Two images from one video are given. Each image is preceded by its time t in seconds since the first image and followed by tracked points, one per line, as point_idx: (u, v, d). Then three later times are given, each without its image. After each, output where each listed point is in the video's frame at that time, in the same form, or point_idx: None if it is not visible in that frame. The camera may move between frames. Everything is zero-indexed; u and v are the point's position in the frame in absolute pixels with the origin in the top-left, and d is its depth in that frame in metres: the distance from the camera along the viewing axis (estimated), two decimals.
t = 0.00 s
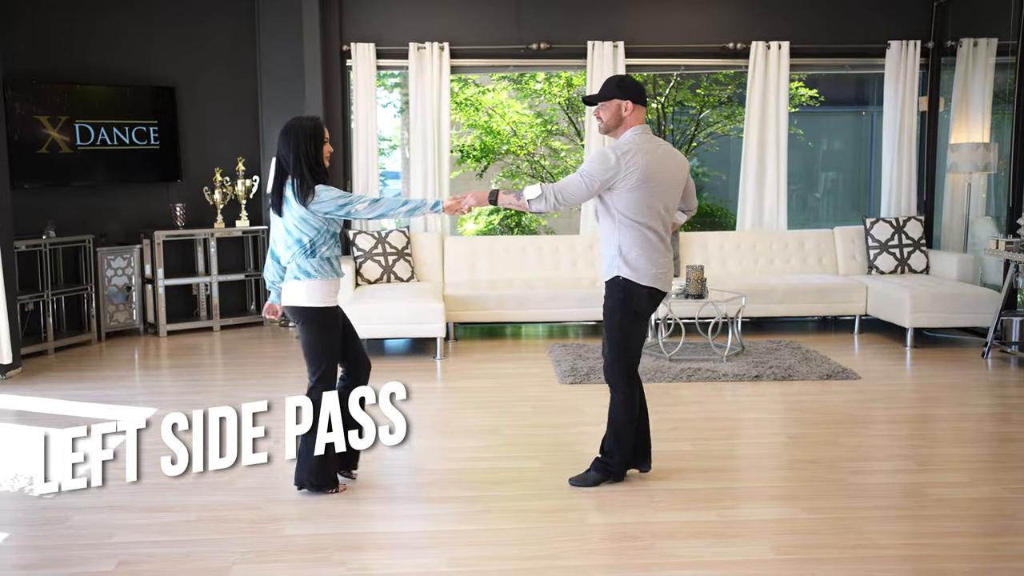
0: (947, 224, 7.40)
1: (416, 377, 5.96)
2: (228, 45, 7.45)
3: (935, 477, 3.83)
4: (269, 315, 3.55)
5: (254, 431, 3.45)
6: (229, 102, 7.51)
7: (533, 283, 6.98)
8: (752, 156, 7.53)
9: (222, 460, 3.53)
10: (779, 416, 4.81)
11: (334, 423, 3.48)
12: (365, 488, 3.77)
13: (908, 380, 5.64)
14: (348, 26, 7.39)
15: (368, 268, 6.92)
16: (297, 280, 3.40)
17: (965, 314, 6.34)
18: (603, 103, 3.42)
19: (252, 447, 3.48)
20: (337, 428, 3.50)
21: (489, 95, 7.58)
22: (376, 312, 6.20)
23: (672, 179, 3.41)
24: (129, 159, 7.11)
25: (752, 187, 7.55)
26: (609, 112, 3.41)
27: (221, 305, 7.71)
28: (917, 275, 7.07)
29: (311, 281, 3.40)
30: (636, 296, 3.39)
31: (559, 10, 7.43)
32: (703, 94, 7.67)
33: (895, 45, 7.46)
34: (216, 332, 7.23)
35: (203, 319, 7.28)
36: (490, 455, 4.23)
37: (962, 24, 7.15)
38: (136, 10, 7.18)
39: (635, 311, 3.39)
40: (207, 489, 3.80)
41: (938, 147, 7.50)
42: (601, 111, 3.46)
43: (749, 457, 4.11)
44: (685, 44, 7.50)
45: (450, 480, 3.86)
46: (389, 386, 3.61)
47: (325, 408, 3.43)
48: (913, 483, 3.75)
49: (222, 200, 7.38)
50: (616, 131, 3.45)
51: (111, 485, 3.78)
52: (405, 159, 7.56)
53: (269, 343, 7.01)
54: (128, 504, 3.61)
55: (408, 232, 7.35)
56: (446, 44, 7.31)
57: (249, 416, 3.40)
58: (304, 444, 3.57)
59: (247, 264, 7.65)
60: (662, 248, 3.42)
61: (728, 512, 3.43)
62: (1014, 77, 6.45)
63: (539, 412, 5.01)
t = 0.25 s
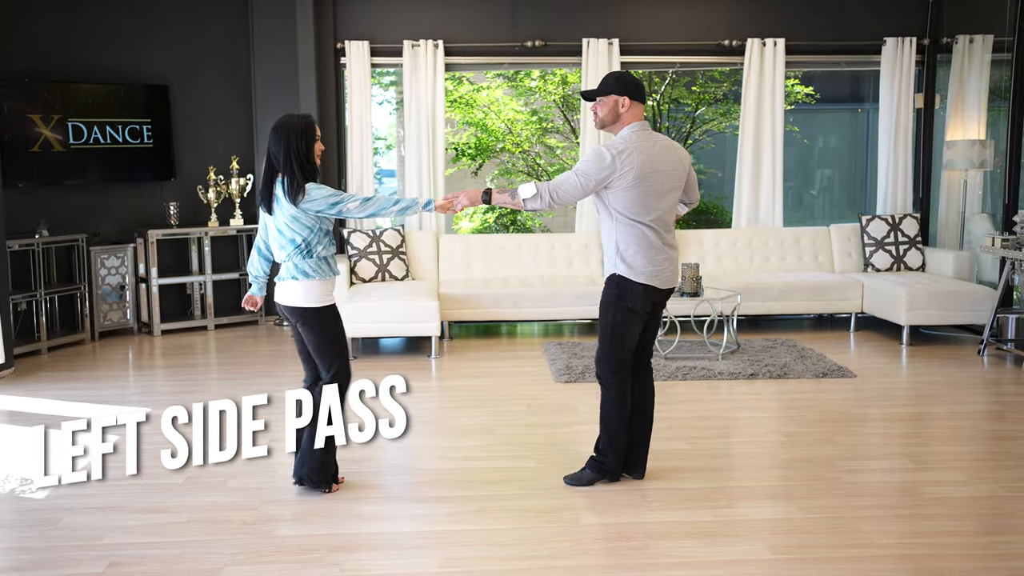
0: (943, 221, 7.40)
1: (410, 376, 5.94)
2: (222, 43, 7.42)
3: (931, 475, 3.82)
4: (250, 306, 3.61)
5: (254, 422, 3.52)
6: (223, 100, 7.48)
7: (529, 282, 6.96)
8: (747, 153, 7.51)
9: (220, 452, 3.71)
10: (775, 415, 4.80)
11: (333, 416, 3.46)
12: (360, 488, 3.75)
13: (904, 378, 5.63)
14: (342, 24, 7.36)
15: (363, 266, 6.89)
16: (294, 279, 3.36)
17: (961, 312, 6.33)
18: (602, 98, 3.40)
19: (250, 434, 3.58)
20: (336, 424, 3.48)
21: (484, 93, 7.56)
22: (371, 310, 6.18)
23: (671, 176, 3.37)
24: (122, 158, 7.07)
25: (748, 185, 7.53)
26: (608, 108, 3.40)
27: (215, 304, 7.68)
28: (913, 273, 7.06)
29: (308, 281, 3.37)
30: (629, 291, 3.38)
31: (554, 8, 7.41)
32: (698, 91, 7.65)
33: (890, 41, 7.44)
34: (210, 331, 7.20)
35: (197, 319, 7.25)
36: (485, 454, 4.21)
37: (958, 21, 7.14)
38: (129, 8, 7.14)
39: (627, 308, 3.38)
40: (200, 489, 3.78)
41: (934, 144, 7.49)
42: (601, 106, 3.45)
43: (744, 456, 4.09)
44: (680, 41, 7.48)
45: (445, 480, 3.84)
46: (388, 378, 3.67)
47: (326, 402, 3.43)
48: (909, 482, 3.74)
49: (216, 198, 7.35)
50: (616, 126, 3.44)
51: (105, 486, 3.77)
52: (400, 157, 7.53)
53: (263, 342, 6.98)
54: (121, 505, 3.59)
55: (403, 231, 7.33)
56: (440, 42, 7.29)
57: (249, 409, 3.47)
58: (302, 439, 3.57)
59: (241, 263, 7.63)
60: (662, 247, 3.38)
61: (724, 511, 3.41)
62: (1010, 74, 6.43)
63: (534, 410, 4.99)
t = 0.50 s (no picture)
0: (938, 220, 7.36)
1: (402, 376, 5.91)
2: (213, 41, 7.37)
3: (923, 476, 3.79)
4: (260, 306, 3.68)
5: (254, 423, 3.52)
6: (214, 99, 7.43)
7: (521, 281, 6.92)
8: (741, 152, 7.48)
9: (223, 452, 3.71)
10: (767, 415, 4.77)
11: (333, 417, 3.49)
12: (347, 490, 3.72)
13: (898, 377, 5.60)
14: (334, 23, 7.31)
15: (355, 266, 6.84)
16: (296, 288, 3.33)
17: (955, 310, 6.30)
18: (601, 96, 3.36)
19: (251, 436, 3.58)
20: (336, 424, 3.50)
21: (477, 91, 7.52)
22: (362, 310, 6.14)
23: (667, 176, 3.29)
24: (112, 157, 7.03)
25: (742, 183, 7.50)
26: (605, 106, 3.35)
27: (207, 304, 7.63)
28: (908, 271, 7.03)
29: (310, 290, 3.33)
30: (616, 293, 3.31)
31: (547, 6, 7.37)
32: (692, 89, 7.61)
33: (884, 39, 7.41)
34: (201, 332, 7.16)
35: (188, 319, 7.20)
36: (475, 455, 4.18)
37: (952, 18, 7.10)
38: (120, 7, 7.10)
39: (613, 310, 3.31)
40: (186, 493, 3.74)
41: (929, 142, 7.46)
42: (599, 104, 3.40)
43: (735, 457, 4.06)
44: (673, 39, 7.44)
45: (434, 482, 3.80)
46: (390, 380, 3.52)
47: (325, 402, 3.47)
48: (901, 483, 3.71)
49: (207, 198, 7.31)
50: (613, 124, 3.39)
51: (90, 489, 3.73)
52: (392, 156, 7.49)
53: (255, 342, 6.94)
54: (105, 509, 3.56)
55: (395, 230, 7.29)
56: (432, 40, 7.25)
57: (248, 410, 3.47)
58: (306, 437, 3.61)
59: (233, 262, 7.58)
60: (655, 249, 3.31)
61: (713, 513, 3.38)
62: (1005, 71, 6.40)
63: (525, 411, 4.96)
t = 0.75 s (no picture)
0: (931, 219, 7.34)
1: (391, 377, 5.87)
2: (202, 40, 7.33)
3: (914, 478, 3.76)
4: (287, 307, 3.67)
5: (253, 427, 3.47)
6: (203, 98, 7.38)
7: (513, 281, 6.89)
8: (734, 151, 7.45)
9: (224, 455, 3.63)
10: (757, 416, 4.74)
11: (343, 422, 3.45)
12: (332, 493, 3.68)
13: (890, 377, 5.57)
14: (324, 22, 7.28)
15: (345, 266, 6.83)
16: (319, 287, 3.30)
17: (948, 310, 6.27)
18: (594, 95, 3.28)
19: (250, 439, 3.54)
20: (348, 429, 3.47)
21: (468, 90, 7.48)
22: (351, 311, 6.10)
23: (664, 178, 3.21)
24: (101, 157, 6.98)
25: (734, 182, 7.47)
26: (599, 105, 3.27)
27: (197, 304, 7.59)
28: (900, 270, 7.00)
29: (333, 290, 3.30)
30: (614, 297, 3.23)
31: (538, 5, 7.34)
32: (683, 88, 7.58)
33: (877, 37, 7.39)
34: (191, 332, 7.12)
35: (178, 319, 7.17)
36: (462, 458, 4.14)
37: (944, 17, 7.08)
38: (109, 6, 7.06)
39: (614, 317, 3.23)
40: (170, 496, 3.70)
41: (921, 141, 7.43)
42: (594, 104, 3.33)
43: (725, 459, 4.03)
44: (665, 38, 7.41)
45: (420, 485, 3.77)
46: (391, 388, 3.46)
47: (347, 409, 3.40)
48: (891, 485, 3.68)
49: (196, 197, 7.27)
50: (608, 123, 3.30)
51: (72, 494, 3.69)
52: (383, 156, 7.46)
53: (244, 343, 6.90)
54: (87, 513, 3.51)
55: (386, 230, 7.25)
56: (423, 39, 7.21)
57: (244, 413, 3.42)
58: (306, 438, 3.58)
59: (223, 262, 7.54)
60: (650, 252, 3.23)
61: (701, 516, 3.35)
62: (997, 70, 6.38)
63: (515, 412, 4.92)
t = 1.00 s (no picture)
0: (919, 219, 7.34)
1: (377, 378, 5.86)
2: (190, 40, 7.30)
3: (897, 478, 3.76)
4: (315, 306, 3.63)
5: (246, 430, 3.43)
6: (191, 98, 7.36)
7: (501, 281, 6.88)
8: (722, 151, 7.45)
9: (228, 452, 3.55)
10: (743, 416, 4.73)
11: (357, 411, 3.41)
12: (315, 495, 3.67)
13: (877, 377, 5.57)
14: (311, 22, 7.26)
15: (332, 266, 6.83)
16: (351, 283, 3.30)
17: (935, 310, 6.28)
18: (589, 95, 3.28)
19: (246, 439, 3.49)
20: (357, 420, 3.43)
21: (457, 90, 7.47)
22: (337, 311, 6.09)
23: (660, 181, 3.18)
24: (87, 157, 6.96)
25: (722, 182, 7.47)
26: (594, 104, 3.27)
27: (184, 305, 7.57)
28: (888, 270, 7.01)
29: (364, 286, 3.29)
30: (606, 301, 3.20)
31: (526, 5, 7.34)
32: (672, 88, 7.57)
33: (865, 37, 7.39)
34: (178, 333, 7.10)
35: (165, 320, 7.15)
36: (447, 458, 4.13)
37: (932, 17, 7.09)
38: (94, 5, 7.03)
39: (603, 320, 3.21)
40: (153, 498, 3.69)
41: (909, 141, 7.44)
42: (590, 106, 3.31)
43: (709, 459, 4.02)
44: (653, 38, 7.41)
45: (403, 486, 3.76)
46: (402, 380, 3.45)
47: (353, 398, 3.35)
48: (875, 485, 3.68)
49: (184, 197, 7.25)
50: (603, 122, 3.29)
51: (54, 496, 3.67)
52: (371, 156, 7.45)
53: (232, 343, 6.89)
54: (69, 515, 3.50)
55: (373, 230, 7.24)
56: (410, 39, 7.20)
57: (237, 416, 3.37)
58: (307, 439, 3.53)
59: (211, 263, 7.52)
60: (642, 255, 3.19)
61: (684, 517, 3.34)
62: (983, 70, 6.38)
63: (501, 413, 4.91)
